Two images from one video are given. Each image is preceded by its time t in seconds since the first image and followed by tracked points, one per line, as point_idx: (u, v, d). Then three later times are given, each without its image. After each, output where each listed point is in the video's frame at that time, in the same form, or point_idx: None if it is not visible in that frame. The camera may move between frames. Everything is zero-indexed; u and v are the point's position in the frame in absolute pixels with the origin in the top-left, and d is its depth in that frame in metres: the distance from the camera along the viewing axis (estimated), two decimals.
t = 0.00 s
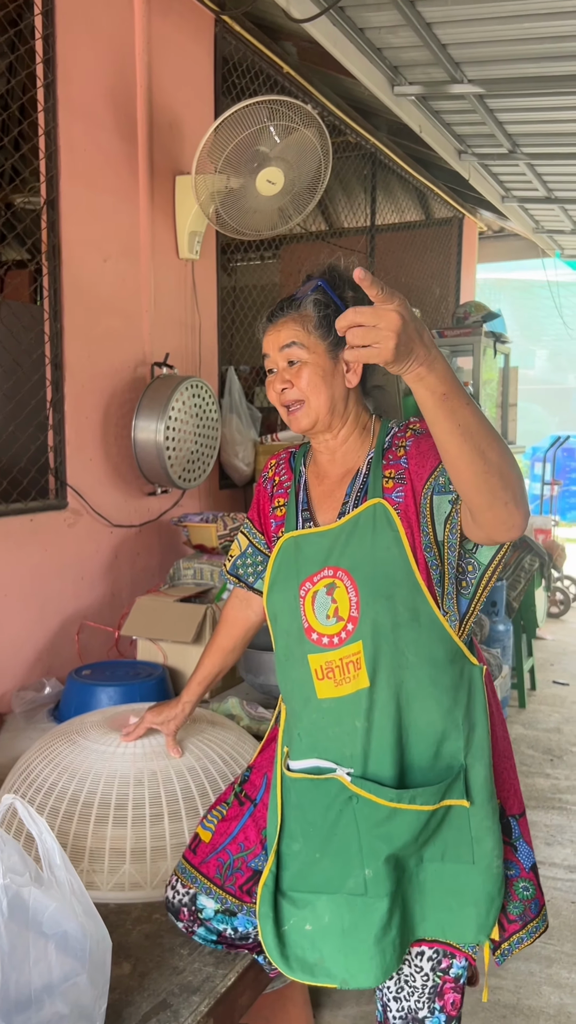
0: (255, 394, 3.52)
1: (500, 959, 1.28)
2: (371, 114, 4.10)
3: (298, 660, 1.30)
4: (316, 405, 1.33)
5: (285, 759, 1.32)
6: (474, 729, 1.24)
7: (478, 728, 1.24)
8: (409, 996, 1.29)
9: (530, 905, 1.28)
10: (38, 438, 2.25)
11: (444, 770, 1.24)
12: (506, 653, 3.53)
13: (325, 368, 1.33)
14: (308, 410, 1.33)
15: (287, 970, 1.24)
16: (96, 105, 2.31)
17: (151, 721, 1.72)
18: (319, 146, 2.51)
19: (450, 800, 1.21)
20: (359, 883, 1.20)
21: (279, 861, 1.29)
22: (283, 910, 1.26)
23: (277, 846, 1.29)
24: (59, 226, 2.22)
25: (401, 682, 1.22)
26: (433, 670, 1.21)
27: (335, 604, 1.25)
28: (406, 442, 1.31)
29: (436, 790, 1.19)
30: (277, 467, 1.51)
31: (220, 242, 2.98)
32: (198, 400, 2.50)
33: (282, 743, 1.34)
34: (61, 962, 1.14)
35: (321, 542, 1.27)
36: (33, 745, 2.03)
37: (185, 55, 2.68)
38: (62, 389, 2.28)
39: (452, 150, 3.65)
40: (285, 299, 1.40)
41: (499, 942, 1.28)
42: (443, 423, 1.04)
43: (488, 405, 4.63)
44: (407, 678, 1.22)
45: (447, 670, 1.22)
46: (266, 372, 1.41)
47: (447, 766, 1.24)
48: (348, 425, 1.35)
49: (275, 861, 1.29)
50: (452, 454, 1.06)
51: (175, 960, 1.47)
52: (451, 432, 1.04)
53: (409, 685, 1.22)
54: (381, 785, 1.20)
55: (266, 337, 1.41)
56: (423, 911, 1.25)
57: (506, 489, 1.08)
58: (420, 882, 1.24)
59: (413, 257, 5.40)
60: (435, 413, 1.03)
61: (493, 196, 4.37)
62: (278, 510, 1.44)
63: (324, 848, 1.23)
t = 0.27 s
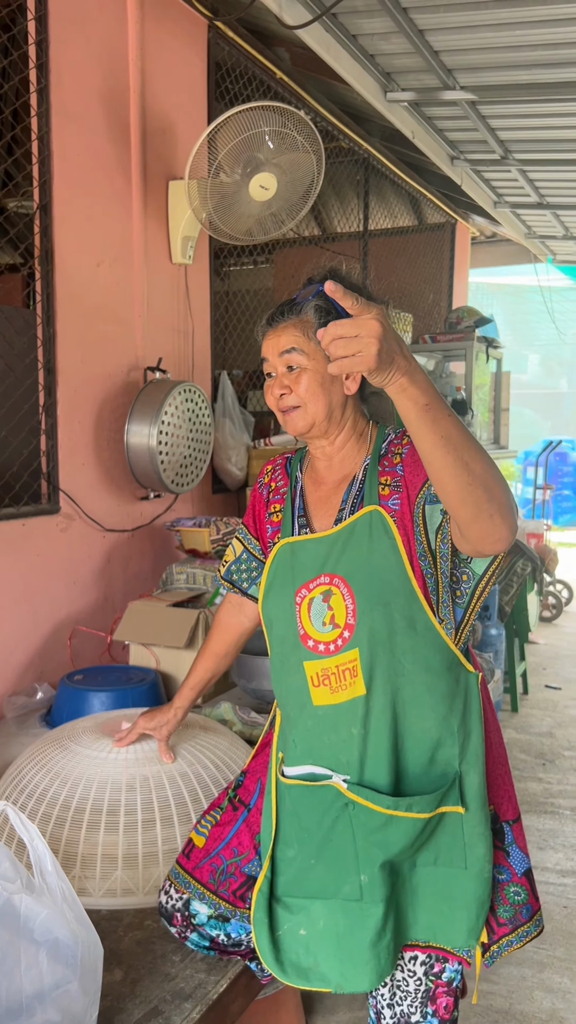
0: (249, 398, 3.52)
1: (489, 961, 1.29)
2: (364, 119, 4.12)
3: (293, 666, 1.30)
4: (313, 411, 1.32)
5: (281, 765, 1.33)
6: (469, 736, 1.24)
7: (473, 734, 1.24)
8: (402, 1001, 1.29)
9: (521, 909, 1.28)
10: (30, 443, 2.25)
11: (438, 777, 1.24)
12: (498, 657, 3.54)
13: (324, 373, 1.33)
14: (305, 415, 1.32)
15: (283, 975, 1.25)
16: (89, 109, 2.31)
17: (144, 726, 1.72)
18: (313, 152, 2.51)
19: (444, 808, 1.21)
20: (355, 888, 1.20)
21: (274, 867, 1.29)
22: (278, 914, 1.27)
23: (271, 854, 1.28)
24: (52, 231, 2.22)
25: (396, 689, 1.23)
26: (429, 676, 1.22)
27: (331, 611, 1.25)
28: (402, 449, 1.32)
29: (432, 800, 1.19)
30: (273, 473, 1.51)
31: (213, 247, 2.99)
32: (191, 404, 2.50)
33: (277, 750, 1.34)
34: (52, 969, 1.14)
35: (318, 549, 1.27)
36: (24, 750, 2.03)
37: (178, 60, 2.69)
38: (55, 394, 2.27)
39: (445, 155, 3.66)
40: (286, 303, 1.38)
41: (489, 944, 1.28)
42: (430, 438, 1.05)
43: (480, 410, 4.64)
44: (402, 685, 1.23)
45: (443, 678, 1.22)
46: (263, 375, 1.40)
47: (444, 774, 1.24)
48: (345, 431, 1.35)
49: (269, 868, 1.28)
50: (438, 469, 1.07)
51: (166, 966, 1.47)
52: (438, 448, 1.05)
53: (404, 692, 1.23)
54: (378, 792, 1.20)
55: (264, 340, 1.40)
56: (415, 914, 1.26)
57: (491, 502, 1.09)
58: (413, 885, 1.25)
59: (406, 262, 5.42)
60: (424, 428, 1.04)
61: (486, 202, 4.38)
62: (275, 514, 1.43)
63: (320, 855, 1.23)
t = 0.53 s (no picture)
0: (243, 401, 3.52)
1: (476, 970, 1.29)
2: (359, 123, 4.13)
3: (288, 664, 1.29)
4: (323, 420, 1.34)
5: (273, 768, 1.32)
6: (464, 736, 1.25)
7: (468, 735, 1.25)
8: (390, 1010, 1.28)
9: (510, 919, 1.28)
10: (24, 445, 2.24)
11: (432, 776, 1.25)
12: (493, 661, 3.54)
13: (336, 382, 1.34)
14: (315, 424, 1.34)
15: (269, 978, 1.23)
16: (83, 112, 2.31)
17: (138, 728, 1.72)
18: (307, 154, 2.50)
19: (438, 807, 1.22)
20: (345, 891, 1.19)
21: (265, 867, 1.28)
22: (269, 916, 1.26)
23: (258, 850, 1.29)
24: (46, 233, 2.21)
25: (391, 689, 1.23)
26: (423, 676, 1.22)
27: (327, 609, 1.25)
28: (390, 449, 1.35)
29: (424, 797, 1.20)
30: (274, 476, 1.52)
31: (208, 250, 2.99)
32: (186, 407, 2.50)
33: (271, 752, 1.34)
34: (45, 974, 1.13)
35: (315, 546, 1.27)
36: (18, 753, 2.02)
37: (173, 63, 2.69)
38: (49, 396, 2.27)
39: (439, 159, 3.67)
40: (300, 303, 1.38)
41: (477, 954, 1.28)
42: (301, 483, 1.05)
43: (475, 413, 4.65)
44: (397, 683, 1.23)
45: (437, 678, 1.23)
46: (272, 376, 1.40)
47: (438, 773, 1.25)
48: (351, 439, 1.39)
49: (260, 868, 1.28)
50: (327, 513, 1.06)
51: (160, 971, 1.46)
52: (308, 489, 1.05)
53: (398, 691, 1.23)
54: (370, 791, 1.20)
55: (275, 341, 1.38)
56: (404, 919, 1.25)
57: (385, 522, 1.07)
58: (404, 889, 1.24)
59: (400, 266, 5.43)
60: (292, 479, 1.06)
61: (480, 206, 4.40)
62: (276, 516, 1.44)
63: (311, 856, 1.22)
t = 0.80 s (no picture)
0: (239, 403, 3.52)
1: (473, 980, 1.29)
2: (355, 126, 4.13)
3: (275, 668, 1.30)
4: (315, 420, 1.33)
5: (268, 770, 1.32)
6: (438, 744, 1.22)
7: (444, 744, 1.22)
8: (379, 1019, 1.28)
9: (503, 931, 1.28)
10: (20, 447, 2.24)
11: (405, 781, 1.24)
12: (489, 662, 3.54)
13: (331, 384, 1.34)
14: (307, 423, 1.34)
15: (261, 976, 1.25)
16: (79, 113, 2.31)
17: (134, 731, 1.72)
18: (303, 156, 2.51)
19: (412, 815, 1.20)
20: (328, 894, 1.20)
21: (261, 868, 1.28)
22: (260, 917, 1.27)
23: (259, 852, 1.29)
24: (42, 235, 2.21)
25: (366, 695, 1.22)
26: (394, 682, 1.21)
27: (309, 613, 1.25)
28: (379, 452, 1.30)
29: (399, 808, 1.17)
30: (278, 480, 1.52)
31: (204, 252, 2.99)
32: (181, 408, 2.49)
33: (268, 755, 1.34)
34: (40, 977, 1.13)
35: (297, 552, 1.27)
36: (13, 756, 2.01)
37: (169, 65, 2.69)
38: (44, 398, 2.27)
39: (435, 162, 3.68)
40: (300, 305, 1.39)
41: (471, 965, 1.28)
42: (268, 516, 1.09)
43: (471, 415, 4.66)
44: (368, 689, 1.22)
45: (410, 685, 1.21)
46: (269, 375, 1.40)
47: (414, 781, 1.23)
48: (344, 441, 1.38)
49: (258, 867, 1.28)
50: (299, 545, 1.08)
51: (155, 974, 1.46)
52: (277, 522, 1.08)
53: (370, 697, 1.22)
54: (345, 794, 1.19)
55: (273, 340, 1.40)
56: (385, 925, 1.25)
57: (355, 552, 1.07)
58: (381, 895, 1.24)
59: (396, 268, 5.44)
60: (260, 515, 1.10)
61: (475, 208, 4.40)
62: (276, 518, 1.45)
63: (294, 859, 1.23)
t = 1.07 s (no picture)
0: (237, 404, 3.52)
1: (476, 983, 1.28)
2: (353, 127, 4.13)
3: (276, 669, 1.29)
4: (315, 419, 1.33)
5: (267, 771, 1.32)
6: (445, 743, 1.23)
7: (450, 743, 1.23)
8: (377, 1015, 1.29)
9: (510, 930, 1.27)
10: (17, 448, 2.24)
11: (411, 781, 1.24)
12: (486, 664, 3.54)
13: (330, 384, 1.34)
14: (307, 423, 1.33)
15: (261, 979, 1.24)
16: (77, 114, 2.31)
17: (131, 733, 1.71)
18: (301, 158, 2.52)
19: (419, 814, 1.21)
20: (332, 894, 1.19)
21: (259, 870, 1.28)
22: (259, 918, 1.26)
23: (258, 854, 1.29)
24: (39, 235, 2.21)
25: (371, 695, 1.22)
26: (402, 681, 1.21)
27: (312, 614, 1.25)
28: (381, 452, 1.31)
29: (406, 806, 1.18)
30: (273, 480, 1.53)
31: (202, 252, 2.98)
32: (179, 409, 2.49)
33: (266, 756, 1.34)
34: (38, 980, 1.12)
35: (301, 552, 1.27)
36: (10, 757, 2.01)
37: (167, 66, 2.69)
38: (42, 399, 2.26)
39: (433, 162, 3.68)
40: (297, 305, 1.39)
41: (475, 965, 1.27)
42: (285, 507, 1.09)
43: (468, 416, 4.66)
44: (375, 688, 1.22)
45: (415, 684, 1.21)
46: (267, 376, 1.40)
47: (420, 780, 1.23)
48: (343, 441, 1.38)
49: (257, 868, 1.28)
50: (315, 539, 1.09)
51: (154, 976, 1.45)
52: (294, 514, 1.09)
53: (378, 696, 1.22)
54: (351, 794, 1.19)
55: (271, 341, 1.39)
56: (387, 926, 1.24)
57: (370, 547, 1.09)
58: (385, 895, 1.24)
59: (394, 269, 5.44)
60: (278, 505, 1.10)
61: (473, 209, 4.41)
62: (272, 520, 1.44)
63: (296, 859, 1.23)
